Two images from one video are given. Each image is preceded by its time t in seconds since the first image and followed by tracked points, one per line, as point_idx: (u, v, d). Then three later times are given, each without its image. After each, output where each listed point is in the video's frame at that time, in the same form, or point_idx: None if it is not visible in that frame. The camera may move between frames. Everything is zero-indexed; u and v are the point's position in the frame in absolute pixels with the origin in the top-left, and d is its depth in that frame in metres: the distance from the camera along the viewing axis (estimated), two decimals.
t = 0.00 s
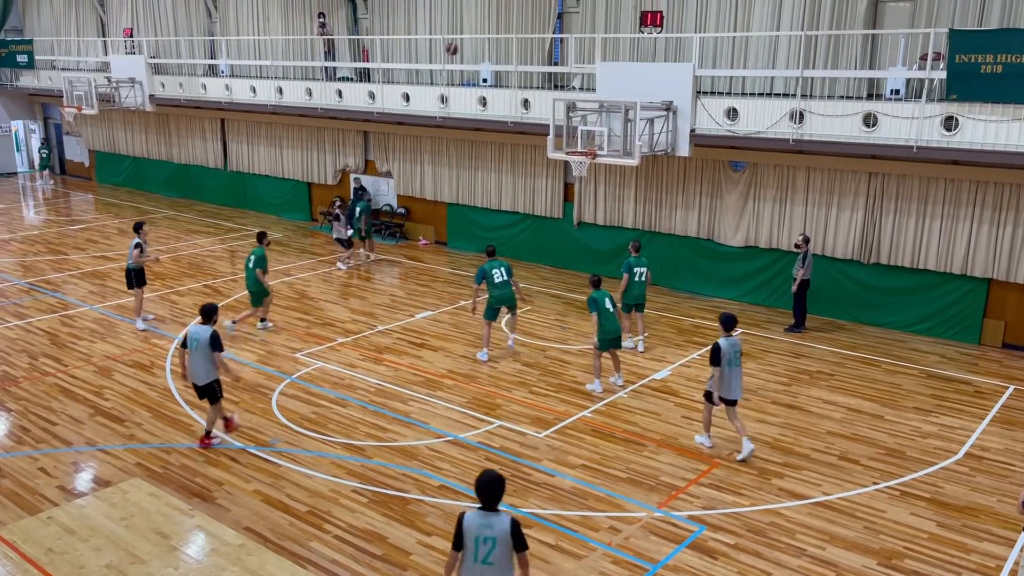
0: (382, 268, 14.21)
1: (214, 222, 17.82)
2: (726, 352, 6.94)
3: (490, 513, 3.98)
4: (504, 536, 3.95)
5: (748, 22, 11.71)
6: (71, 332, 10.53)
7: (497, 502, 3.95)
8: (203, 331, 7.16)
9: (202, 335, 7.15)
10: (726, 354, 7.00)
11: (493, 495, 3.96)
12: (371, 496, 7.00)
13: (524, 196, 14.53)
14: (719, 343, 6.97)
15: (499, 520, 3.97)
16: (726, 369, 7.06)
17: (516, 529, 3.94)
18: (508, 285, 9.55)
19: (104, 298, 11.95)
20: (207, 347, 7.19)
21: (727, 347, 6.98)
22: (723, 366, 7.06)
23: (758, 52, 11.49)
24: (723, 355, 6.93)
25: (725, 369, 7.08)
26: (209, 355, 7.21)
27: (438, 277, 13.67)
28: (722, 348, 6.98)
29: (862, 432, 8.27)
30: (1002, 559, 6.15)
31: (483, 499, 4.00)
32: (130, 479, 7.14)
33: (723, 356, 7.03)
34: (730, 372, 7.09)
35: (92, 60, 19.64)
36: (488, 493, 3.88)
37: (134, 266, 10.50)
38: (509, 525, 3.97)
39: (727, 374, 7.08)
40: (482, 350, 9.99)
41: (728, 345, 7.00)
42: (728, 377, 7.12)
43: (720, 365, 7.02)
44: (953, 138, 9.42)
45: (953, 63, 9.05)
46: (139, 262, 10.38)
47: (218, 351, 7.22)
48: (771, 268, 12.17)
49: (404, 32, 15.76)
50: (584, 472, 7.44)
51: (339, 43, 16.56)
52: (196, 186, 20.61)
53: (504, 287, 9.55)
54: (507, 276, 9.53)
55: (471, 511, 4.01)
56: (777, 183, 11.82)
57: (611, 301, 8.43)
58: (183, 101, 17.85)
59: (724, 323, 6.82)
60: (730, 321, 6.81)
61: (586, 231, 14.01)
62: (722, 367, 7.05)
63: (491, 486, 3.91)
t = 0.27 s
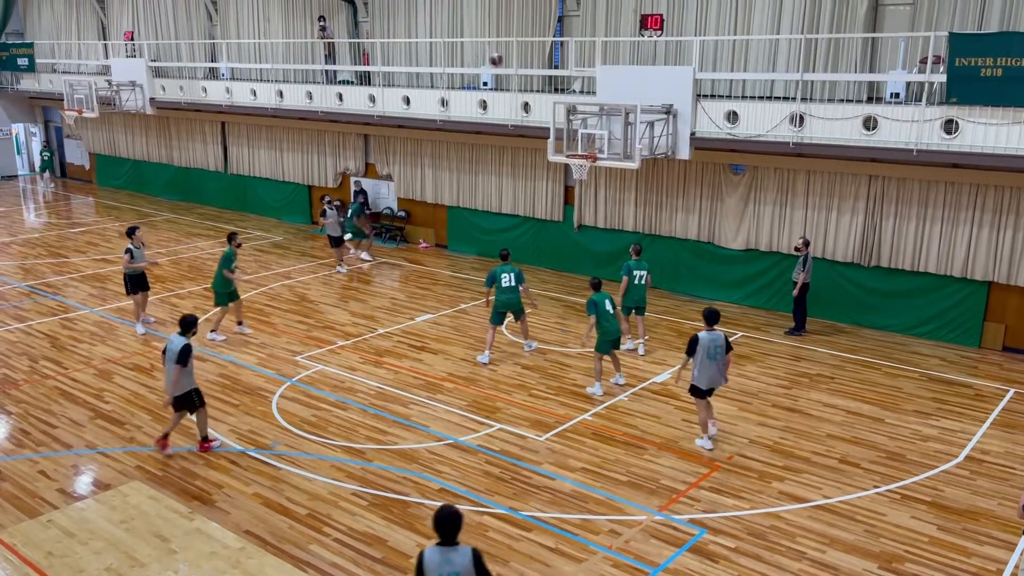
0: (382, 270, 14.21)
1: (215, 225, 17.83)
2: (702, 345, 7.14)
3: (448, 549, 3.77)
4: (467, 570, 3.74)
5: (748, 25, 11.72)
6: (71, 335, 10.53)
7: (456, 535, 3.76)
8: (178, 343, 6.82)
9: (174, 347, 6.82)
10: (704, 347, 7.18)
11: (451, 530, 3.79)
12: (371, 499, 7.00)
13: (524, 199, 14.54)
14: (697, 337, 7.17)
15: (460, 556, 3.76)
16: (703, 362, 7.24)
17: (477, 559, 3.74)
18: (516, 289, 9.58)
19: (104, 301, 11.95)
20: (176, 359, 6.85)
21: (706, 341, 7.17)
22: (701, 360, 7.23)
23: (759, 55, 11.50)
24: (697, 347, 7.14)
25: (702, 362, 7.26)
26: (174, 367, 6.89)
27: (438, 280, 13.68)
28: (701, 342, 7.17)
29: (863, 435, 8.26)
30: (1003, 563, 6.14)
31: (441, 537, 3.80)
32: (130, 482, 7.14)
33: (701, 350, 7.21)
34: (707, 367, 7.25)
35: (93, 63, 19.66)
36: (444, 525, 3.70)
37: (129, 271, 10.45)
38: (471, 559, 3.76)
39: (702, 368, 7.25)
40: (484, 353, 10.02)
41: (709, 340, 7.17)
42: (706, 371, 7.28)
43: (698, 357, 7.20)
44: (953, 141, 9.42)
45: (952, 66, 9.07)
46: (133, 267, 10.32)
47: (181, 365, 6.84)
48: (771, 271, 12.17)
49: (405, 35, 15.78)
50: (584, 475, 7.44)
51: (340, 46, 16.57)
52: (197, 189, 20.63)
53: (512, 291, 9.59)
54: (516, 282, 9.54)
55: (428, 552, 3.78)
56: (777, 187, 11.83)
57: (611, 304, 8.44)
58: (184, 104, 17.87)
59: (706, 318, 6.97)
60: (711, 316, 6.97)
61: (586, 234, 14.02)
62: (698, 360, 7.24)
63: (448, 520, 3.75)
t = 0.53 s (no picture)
0: (383, 273, 14.20)
1: (216, 228, 17.84)
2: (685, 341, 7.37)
3: (374, 550, 3.68)
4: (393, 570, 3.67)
5: (748, 28, 11.73)
6: (72, 338, 10.54)
7: (381, 537, 3.67)
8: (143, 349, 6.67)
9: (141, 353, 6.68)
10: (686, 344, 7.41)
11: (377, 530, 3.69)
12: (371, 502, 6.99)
13: (525, 202, 14.54)
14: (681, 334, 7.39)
15: (387, 556, 3.68)
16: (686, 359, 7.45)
17: (402, 560, 3.67)
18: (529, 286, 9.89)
19: (105, 304, 11.96)
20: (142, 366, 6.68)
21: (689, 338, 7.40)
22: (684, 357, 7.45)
23: (760, 58, 11.49)
24: (679, 344, 7.36)
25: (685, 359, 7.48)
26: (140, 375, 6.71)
27: (439, 283, 13.68)
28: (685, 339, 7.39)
29: (864, 439, 8.25)
30: (1004, 566, 6.13)
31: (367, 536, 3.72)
32: (131, 485, 7.13)
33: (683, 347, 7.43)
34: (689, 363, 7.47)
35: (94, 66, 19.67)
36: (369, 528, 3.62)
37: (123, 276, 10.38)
38: (398, 559, 3.69)
39: (685, 364, 7.47)
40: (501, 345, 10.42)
41: (694, 337, 7.40)
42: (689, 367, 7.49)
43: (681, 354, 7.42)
44: (954, 144, 9.41)
45: (953, 69, 9.07)
46: (125, 271, 10.25)
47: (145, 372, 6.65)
48: (771, 275, 12.17)
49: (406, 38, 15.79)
50: (585, 478, 7.43)
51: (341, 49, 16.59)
52: (198, 192, 20.64)
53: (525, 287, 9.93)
54: (528, 279, 9.86)
55: (354, 552, 3.70)
56: (778, 190, 11.84)
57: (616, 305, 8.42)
58: (185, 107, 17.88)
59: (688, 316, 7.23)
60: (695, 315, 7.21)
61: (587, 237, 14.02)
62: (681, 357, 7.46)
63: (374, 519, 3.65)
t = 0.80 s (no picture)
0: (383, 276, 14.20)
1: (217, 230, 17.85)
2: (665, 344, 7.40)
3: None
4: None
5: (749, 30, 11.74)
6: (73, 341, 10.54)
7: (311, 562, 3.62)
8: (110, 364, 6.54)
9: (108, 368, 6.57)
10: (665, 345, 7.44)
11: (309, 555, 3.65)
12: (372, 505, 6.98)
13: (526, 205, 14.54)
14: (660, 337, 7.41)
15: None
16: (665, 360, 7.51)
17: None
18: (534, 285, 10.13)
19: (106, 307, 11.96)
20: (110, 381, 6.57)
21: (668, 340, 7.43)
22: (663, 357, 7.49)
23: (761, 60, 11.49)
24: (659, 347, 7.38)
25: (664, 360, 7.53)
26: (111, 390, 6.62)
27: (440, 285, 13.68)
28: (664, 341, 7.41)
29: (865, 441, 8.24)
30: (1006, 569, 6.12)
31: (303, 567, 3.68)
32: (131, 488, 7.13)
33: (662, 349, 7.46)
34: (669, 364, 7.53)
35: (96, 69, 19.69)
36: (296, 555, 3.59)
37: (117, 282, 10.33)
38: None
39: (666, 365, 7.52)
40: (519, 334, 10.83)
41: (671, 339, 7.41)
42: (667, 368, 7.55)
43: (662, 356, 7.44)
44: (955, 146, 9.41)
45: (954, 72, 9.08)
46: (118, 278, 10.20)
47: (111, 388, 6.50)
48: (772, 277, 12.17)
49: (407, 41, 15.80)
50: (586, 481, 7.42)
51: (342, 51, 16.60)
52: (199, 194, 20.66)
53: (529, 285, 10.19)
54: (533, 278, 10.09)
55: None
56: (779, 192, 11.83)
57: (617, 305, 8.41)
58: (186, 109, 17.89)
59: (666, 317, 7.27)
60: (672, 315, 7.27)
61: (588, 239, 14.03)
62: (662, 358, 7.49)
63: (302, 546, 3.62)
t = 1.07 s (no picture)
0: (385, 277, 14.21)
1: (219, 232, 17.87)
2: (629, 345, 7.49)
3: None
4: None
5: (751, 32, 11.75)
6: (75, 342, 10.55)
7: None
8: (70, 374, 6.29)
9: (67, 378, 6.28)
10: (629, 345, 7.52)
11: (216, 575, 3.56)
12: (374, 506, 6.98)
13: (527, 206, 14.55)
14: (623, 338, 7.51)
15: None
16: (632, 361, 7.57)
17: None
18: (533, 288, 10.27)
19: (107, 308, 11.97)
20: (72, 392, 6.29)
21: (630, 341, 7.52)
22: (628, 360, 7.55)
23: (762, 62, 11.50)
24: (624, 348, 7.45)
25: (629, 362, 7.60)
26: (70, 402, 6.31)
27: (441, 287, 13.69)
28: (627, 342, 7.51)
29: (867, 443, 8.23)
30: (1009, 571, 6.11)
31: None
32: (133, 489, 7.13)
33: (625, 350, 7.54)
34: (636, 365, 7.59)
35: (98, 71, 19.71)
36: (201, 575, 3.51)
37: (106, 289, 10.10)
38: None
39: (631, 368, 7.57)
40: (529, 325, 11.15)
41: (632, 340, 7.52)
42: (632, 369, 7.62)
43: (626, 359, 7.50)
44: (957, 148, 9.41)
45: (955, 74, 9.09)
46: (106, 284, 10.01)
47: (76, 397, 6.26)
48: (774, 278, 12.16)
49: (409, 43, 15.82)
50: (587, 482, 7.42)
51: (343, 53, 16.62)
52: (200, 195, 20.69)
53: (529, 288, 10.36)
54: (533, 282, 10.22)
55: None
56: (780, 194, 11.83)
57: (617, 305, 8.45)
58: (188, 111, 17.91)
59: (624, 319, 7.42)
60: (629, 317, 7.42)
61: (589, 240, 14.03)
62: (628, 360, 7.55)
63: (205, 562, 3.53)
